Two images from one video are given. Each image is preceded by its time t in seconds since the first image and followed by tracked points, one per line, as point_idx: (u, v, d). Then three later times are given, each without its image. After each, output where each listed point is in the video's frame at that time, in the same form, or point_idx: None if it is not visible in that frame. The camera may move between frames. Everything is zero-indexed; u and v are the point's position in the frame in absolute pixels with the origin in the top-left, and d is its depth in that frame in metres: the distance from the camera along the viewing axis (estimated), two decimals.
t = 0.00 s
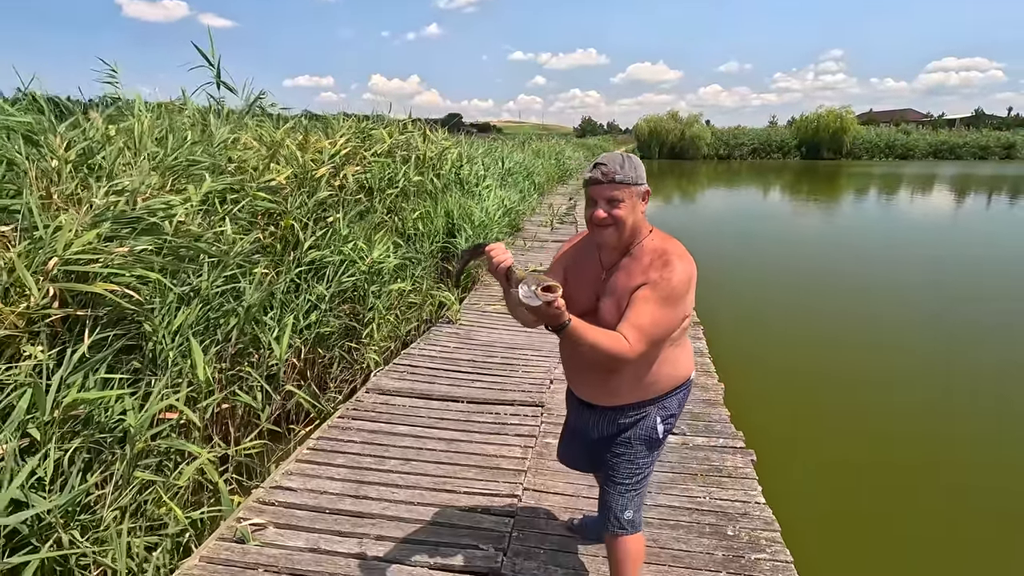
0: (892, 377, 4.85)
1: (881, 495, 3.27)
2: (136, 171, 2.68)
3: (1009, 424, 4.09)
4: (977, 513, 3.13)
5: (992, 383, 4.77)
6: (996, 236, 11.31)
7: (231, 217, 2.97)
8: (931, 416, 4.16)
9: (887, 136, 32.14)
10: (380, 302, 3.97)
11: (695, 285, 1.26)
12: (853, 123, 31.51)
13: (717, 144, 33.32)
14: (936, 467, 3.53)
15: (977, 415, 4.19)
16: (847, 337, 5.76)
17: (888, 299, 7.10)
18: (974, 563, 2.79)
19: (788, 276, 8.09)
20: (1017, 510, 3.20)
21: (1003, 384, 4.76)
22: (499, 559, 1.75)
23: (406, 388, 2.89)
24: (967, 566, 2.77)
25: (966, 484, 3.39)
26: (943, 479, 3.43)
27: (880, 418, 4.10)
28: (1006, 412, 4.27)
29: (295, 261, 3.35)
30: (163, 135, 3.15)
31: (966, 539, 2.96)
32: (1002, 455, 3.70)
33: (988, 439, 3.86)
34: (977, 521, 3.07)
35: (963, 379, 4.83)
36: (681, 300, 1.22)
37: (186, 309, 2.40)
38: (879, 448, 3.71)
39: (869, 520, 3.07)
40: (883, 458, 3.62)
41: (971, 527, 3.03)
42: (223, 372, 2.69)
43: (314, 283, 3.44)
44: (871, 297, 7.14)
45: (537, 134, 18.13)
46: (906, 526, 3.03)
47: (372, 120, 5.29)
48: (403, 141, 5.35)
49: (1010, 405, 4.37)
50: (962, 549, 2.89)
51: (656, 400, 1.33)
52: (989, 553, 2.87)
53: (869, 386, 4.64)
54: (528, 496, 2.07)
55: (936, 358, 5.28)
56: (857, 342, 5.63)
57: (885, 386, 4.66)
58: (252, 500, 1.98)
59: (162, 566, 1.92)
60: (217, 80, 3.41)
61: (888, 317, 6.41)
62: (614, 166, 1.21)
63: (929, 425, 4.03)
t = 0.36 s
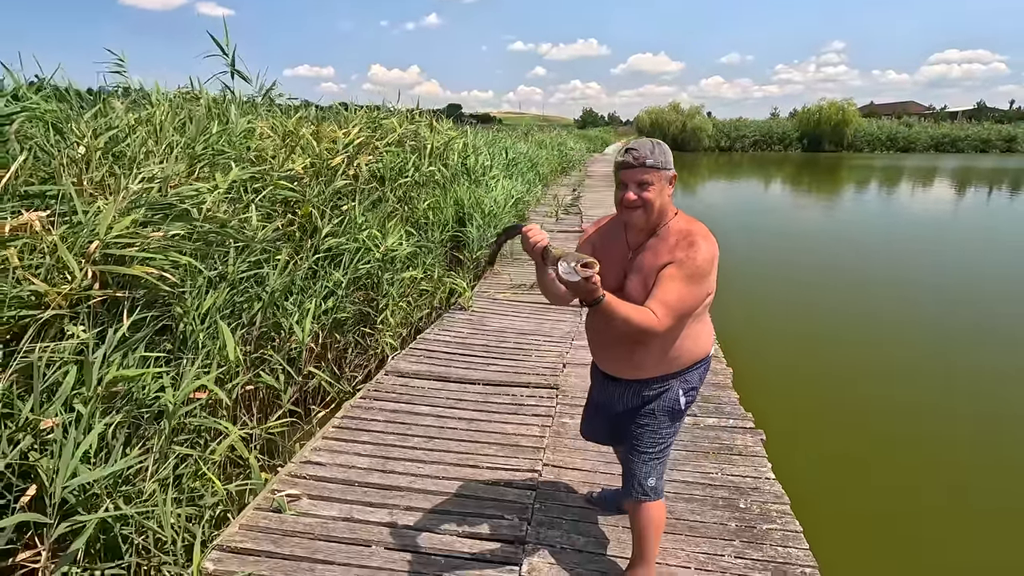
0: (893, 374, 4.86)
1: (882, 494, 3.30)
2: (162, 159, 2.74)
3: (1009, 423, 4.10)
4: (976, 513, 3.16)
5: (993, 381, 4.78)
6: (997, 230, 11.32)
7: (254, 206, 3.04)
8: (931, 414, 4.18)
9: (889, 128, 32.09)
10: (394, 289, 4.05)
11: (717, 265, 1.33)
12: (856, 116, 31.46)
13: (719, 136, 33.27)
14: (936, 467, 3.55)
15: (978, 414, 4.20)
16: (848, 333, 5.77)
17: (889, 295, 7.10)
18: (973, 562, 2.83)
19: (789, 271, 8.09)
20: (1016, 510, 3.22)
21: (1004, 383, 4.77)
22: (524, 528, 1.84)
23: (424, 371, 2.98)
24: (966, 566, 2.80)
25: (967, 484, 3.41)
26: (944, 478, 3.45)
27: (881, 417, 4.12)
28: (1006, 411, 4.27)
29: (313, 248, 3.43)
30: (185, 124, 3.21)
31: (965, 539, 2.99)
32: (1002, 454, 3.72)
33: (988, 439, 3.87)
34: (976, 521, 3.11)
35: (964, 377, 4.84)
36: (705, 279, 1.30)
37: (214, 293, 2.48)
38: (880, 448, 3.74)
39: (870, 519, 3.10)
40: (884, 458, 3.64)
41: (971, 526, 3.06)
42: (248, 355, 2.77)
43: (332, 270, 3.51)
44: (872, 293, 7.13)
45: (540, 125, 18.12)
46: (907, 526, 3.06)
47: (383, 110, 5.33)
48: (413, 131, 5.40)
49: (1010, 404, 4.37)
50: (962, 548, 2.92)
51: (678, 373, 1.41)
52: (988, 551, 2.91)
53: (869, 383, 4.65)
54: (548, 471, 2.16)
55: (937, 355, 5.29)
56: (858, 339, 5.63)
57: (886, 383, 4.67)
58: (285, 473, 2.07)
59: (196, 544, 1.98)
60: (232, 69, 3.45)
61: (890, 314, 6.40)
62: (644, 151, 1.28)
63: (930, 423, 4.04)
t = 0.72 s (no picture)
0: (895, 372, 4.81)
1: (885, 493, 3.26)
2: (180, 146, 2.77)
3: (1012, 421, 4.05)
4: (979, 511, 3.13)
5: (995, 380, 4.73)
6: (1002, 224, 11.27)
7: (272, 194, 3.08)
8: (934, 412, 4.13)
9: (893, 120, 31.95)
10: (405, 277, 4.09)
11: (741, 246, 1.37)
12: (860, 108, 31.32)
13: (722, 128, 33.15)
14: (940, 466, 3.51)
15: (981, 412, 4.15)
16: (850, 330, 5.71)
17: (891, 291, 7.03)
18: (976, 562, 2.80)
19: (791, 265, 8.03)
20: (1018, 509, 3.19)
21: (1006, 381, 4.73)
22: (544, 505, 1.89)
23: (439, 356, 3.03)
24: (970, 565, 2.77)
25: (971, 483, 3.37)
26: (948, 477, 3.41)
27: (884, 415, 4.07)
28: (1009, 409, 4.23)
29: (328, 236, 3.47)
30: (203, 113, 3.24)
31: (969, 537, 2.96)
32: (1005, 453, 3.68)
33: (991, 438, 3.83)
34: (980, 520, 3.07)
35: (966, 375, 4.79)
36: (729, 259, 1.34)
37: (236, 278, 2.53)
38: (883, 445, 3.69)
39: (873, 518, 3.08)
40: (888, 456, 3.59)
41: (974, 525, 3.03)
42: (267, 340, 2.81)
43: (346, 258, 3.55)
44: (874, 289, 7.07)
45: (543, 117, 18.10)
46: (912, 525, 3.02)
47: (393, 99, 5.35)
48: (423, 121, 5.43)
49: (1013, 402, 4.33)
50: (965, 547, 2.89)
51: (700, 352, 1.45)
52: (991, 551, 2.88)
53: (872, 381, 4.61)
54: (565, 452, 2.21)
55: (939, 353, 5.24)
56: (860, 336, 5.58)
57: (888, 381, 4.62)
58: (308, 453, 2.13)
59: (221, 523, 2.04)
60: (245, 58, 3.45)
61: (892, 310, 6.35)
62: (673, 134, 1.32)
63: (933, 421, 4.00)
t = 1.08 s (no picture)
0: (893, 369, 4.80)
1: (886, 486, 3.27)
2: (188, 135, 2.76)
3: (1009, 418, 4.05)
4: (977, 506, 3.13)
5: (993, 375, 4.74)
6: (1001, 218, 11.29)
7: (278, 183, 3.09)
8: (932, 407, 4.14)
9: (892, 114, 31.96)
10: (408, 266, 4.11)
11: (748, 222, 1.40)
12: (859, 102, 31.31)
13: (721, 121, 33.13)
14: (941, 463, 3.49)
15: (979, 408, 4.15)
16: (849, 326, 5.69)
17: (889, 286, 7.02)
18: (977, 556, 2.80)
19: (791, 260, 8.01)
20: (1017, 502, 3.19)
21: (1004, 377, 4.73)
22: (551, 482, 1.92)
23: (444, 342, 3.06)
24: (968, 558, 2.78)
25: (972, 478, 3.35)
26: (948, 474, 3.39)
27: (883, 409, 4.08)
28: (1006, 404, 4.23)
29: (333, 224, 3.49)
30: (208, 101, 3.25)
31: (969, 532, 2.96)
32: (1003, 448, 3.67)
33: (988, 433, 3.83)
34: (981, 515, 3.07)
35: (964, 371, 4.79)
36: (737, 234, 1.36)
37: (243, 263, 2.55)
38: (883, 442, 3.68)
39: (874, 513, 3.07)
40: (890, 453, 3.57)
41: (972, 520, 3.02)
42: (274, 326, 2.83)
43: (350, 246, 3.57)
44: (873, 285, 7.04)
45: (543, 111, 18.07)
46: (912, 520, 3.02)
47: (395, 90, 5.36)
48: (425, 112, 5.44)
49: (1010, 398, 4.33)
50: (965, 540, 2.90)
51: (707, 327, 1.48)
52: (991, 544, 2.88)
53: (871, 377, 4.60)
54: (570, 432, 2.25)
55: (937, 349, 5.23)
56: (858, 332, 5.57)
57: (887, 378, 4.61)
58: (317, 434, 2.16)
59: (232, 502, 2.06)
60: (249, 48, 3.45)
61: (889, 306, 6.34)
62: (682, 111, 1.35)
63: (931, 418, 3.99)
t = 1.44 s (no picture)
0: (881, 367, 4.80)
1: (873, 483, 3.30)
2: (169, 133, 2.72)
3: (998, 413, 4.05)
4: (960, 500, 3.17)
5: (978, 369, 4.76)
6: (971, 212, 11.61)
7: (261, 179, 3.08)
8: (912, 402, 4.19)
9: (865, 111, 32.66)
10: (391, 261, 4.12)
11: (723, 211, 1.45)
12: (833, 99, 31.94)
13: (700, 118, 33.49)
14: (935, 463, 3.48)
15: (967, 404, 4.16)
16: (835, 325, 5.70)
17: (872, 282, 7.05)
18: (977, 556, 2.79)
19: (773, 257, 8.08)
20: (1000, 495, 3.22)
21: (989, 370, 4.76)
22: (536, 469, 1.96)
23: (428, 335, 3.09)
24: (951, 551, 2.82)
25: (964, 477, 3.35)
26: (944, 474, 3.39)
27: (866, 406, 4.11)
28: (988, 397, 4.28)
29: (316, 220, 3.48)
30: (188, 98, 3.22)
31: (968, 531, 2.95)
32: (983, 440, 3.72)
33: (969, 425, 3.89)
34: (978, 513, 3.06)
35: (943, 364, 4.85)
36: (713, 222, 1.41)
37: (226, 259, 2.54)
38: (876, 443, 3.66)
39: (872, 516, 3.05)
40: (884, 455, 3.56)
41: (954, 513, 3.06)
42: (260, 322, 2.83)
43: (333, 242, 3.57)
44: (857, 281, 7.07)
45: (523, 108, 18.10)
46: (910, 521, 3.01)
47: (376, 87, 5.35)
48: (407, 109, 5.44)
49: (993, 391, 4.37)
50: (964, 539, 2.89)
51: (685, 313, 1.54)
52: (988, 542, 2.88)
53: (858, 376, 4.60)
54: (554, 421, 2.29)
55: (923, 344, 5.24)
56: (844, 330, 5.58)
57: (874, 376, 4.61)
58: (302, 427, 2.18)
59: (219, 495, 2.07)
60: (229, 43, 3.41)
61: (876, 303, 6.34)
62: (658, 104, 1.39)
63: (921, 416, 3.99)
